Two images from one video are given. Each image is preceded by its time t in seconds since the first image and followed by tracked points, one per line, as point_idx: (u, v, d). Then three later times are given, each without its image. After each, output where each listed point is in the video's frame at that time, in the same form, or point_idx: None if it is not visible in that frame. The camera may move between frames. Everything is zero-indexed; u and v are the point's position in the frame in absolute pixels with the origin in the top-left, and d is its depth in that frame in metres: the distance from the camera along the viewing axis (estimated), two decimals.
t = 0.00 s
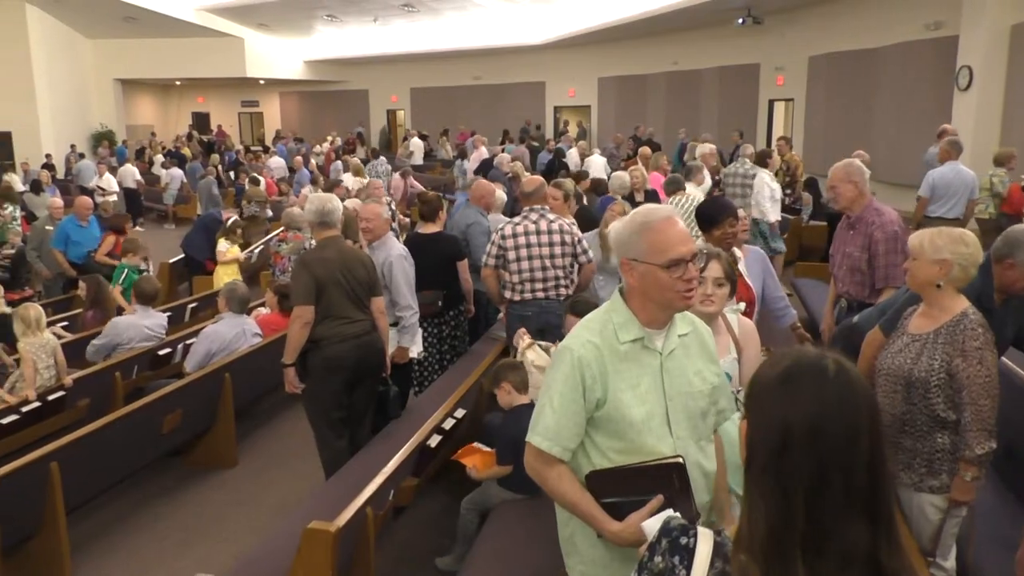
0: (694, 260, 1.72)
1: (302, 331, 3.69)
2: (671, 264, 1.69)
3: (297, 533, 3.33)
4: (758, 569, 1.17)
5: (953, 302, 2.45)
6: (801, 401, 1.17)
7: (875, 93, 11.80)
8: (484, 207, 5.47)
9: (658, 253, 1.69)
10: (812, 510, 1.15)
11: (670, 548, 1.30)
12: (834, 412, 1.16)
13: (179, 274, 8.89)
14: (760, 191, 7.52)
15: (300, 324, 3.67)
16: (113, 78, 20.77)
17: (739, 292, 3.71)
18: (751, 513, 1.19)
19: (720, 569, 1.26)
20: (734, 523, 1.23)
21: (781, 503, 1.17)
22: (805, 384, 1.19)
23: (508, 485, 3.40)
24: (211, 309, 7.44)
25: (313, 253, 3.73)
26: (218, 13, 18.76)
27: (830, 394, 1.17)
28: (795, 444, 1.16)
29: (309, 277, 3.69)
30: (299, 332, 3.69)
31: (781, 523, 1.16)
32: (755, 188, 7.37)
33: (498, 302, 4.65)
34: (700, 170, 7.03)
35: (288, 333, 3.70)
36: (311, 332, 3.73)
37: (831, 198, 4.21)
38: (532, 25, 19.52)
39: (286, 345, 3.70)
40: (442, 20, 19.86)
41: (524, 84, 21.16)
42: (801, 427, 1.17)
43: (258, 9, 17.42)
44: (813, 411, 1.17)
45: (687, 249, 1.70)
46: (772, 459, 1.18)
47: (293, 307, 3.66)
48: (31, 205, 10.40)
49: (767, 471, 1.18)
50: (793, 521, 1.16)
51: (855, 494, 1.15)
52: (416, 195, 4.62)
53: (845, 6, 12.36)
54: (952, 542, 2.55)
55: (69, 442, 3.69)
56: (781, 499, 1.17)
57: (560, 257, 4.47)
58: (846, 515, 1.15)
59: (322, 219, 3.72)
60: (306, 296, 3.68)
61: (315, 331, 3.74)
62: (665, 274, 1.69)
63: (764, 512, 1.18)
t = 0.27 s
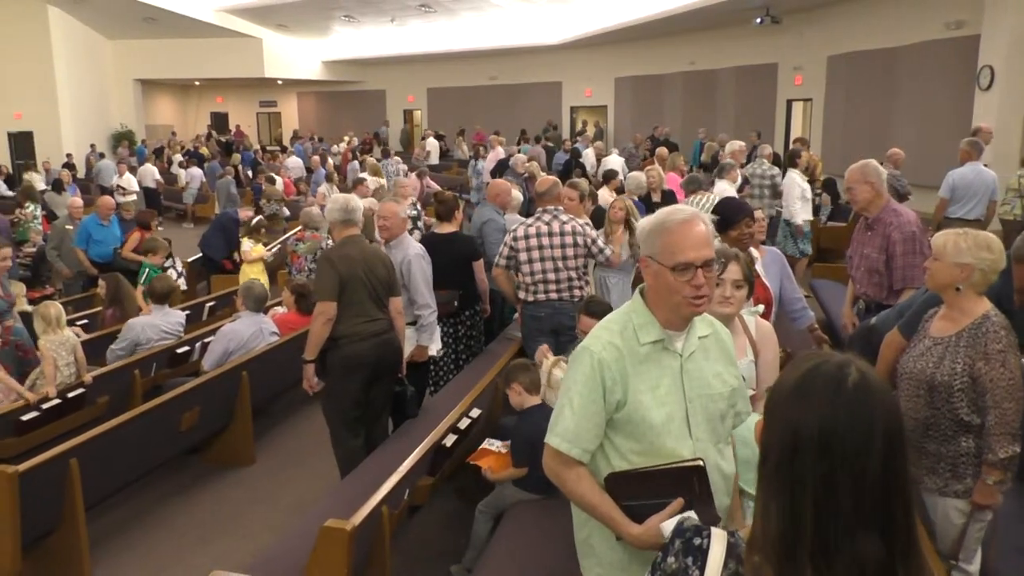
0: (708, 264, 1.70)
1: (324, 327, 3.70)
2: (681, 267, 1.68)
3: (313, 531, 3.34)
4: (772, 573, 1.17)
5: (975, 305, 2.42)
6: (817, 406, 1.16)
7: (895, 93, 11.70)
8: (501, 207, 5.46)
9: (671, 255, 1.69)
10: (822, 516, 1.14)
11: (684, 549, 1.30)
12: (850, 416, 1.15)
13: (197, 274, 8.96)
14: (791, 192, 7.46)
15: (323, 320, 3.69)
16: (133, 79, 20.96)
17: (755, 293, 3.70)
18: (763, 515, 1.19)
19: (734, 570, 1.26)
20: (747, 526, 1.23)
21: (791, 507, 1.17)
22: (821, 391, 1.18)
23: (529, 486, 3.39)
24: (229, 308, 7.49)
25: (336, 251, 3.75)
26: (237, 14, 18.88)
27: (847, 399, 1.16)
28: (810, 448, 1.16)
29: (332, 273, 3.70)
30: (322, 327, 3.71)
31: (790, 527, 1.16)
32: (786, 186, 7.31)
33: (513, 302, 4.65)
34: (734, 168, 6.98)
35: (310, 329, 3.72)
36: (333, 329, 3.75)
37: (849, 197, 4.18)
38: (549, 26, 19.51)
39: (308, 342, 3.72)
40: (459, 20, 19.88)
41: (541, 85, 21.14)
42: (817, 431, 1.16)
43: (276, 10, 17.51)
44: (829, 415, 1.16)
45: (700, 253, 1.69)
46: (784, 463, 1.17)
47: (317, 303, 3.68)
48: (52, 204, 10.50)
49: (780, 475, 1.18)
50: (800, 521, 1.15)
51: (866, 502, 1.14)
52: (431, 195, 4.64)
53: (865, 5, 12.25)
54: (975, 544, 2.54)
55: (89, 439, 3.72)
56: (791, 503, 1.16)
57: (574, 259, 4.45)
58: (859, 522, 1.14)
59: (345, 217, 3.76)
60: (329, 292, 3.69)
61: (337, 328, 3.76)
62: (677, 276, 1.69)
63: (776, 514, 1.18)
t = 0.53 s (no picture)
0: (727, 265, 1.68)
1: (347, 324, 3.71)
2: (700, 267, 1.67)
3: (330, 528, 3.36)
4: None
5: (999, 308, 2.39)
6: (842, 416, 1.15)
7: (915, 92, 11.60)
8: (518, 207, 5.46)
9: (689, 255, 1.68)
10: (842, 523, 1.13)
11: (698, 548, 1.30)
12: (876, 426, 1.13)
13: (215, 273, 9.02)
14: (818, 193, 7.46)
15: (346, 317, 3.70)
16: (153, 79, 21.14)
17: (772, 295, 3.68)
18: (780, 522, 1.18)
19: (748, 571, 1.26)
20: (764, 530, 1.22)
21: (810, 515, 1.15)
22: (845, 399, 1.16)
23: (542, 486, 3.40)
24: (247, 306, 7.53)
25: (359, 249, 3.77)
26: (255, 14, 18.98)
27: (873, 408, 1.14)
28: (832, 456, 1.14)
29: (356, 271, 3.72)
30: (344, 325, 3.72)
31: (808, 532, 1.15)
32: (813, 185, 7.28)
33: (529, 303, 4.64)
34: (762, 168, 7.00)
35: (332, 328, 3.73)
36: (356, 327, 3.76)
37: (867, 199, 4.15)
38: (566, 25, 19.50)
39: (331, 340, 3.73)
40: (476, 20, 19.93)
41: (557, 85, 21.13)
42: (840, 442, 1.14)
43: (294, 11, 17.62)
44: (855, 425, 1.14)
45: (719, 254, 1.67)
46: (804, 470, 1.16)
47: (340, 301, 3.69)
48: (72, 203, 10.60)
49: (802, 482, 1.16)
50: (819, 528, 1.14)
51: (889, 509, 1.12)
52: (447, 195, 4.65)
53: (885, 4, 12.14)
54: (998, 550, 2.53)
55: (109, 435, 3.75)
56: (811, 511, 1.15)
57: (590, 259, 4.44)
58: (880, 531, 1.12)
59: (367, 217, 3.78)
60: (352, 289, 3.70)
61: (359, 326, 3.77)
62: (695, 277, 1.68)
63: (794, 521, 1.16)
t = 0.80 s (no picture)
0: (747, 268, 1.68)
1: (370, 322, 3.72)
2: (720, 270, 1.66)
3: (346, 526, 3.38)
4: None
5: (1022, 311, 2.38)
6: (869, 419, 1.15)
7: (936, 93, 11.47)
8: (536, 207, 5.46)
9: (709, 258, 1.67)
10: (871, 525, 1.13)
11: (711, 552, 1.29)
12: (904, 428, 1.14)
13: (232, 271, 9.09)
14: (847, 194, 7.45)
15: (369, 316, 3.70)
16: (173, 79, 21.31)
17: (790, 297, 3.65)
18: (804, 526, 1.17)
19: None
20: (786, 535, 1.21)
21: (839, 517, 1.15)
22: (876, 403, 1.16)
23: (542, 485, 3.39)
24: (264, 305, 7.58)
25: (379, 248, 3.78)
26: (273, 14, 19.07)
27: (900, 412, 1.15)
28: (858, 458, 1.14)
29: (378, 270, 3.74)
30: (367, 324, 3.72)
31: (836, 534, 1.14)
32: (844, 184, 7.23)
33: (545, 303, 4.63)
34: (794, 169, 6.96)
35: (355, 327, 3.73)
36: (378, 325, 3.76)
37: (886, 200, 4.12)
38: (583, 25, 19.48)
39: (354, 339, 3.74)
40: (492, 20, 19.94)
41: (574, 85, 21.10)
42: (868, 444, 1.14)
43: (312, 11, 17.70)
44: (882, 427, 1.15)
45: (740, 256, 1.67)
46: (829, 473, 1.15)
47: (362, 299, 3.70)
48: (94, 202, 10.62)
49: (828, 484, 1.16)
50: (848, 533, 1.13)
51: (918, 509, 1.12)
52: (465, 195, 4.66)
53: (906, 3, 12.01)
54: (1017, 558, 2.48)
55: (128, 432, 3.78)
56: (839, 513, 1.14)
57: (608, 260, 4.43)
58: (908, 533, 1.12)
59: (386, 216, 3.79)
60: (374, 287, 3.71)
61: (381, 324, 3.77)
62: (714, 279, 1.67)
63: (818, 526, 1.16)
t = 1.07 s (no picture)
0: (768, 269, 1.67)
1: (395, 322, 3.72)
2: (742, 271, 1.65)
3: (364, 524, 3.39)
4: None
5: None
6: (890, 423, 1.14)
7: (961, 92, 11.32)
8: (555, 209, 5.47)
9: (731, 259, 1.66)
10: (891, 530, 1.12)
11: (731, 552, 1.28)
12: (924, 430, 1.13)
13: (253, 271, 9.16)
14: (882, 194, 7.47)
15: (394, 316, 3.71)
16: (196, 79, 21.51)
17: (811, 298, 3.63)
18: (822, 529, 1.16)
19: None
20: (803, 538, 1.20)
21: (858, 522, 1.14)
22: (894, 405, 1.15)
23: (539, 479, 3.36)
24: (284, 304, 7.62)
25: (402, 247, 3.80)
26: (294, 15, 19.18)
27: (922, 415, 1.14)
28: (880, 463, 1.13)
29: (401, 268, 3.75)
30: (392, 323, 3.72)
31: (856, 537, 1.13)
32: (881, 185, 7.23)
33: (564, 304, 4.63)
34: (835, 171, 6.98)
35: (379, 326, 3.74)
36: (402, 325, 3.77)
37: (910, 201, 4.08)
38: (603, 25, 19.47)
39: (379, 338, 3.73)
40: (512, 20, 19.95)
41: (594, 85, 21.06)
42: (889, 449, 1.13)
43: (333, 11, 17.78)
44: (904, 431, 1.14)
45: (762, 257, 1.66)
46: (849, 478, 1.14)
47: (386, 298, 3.71)
48: (117, 201, 10.65)
49: (847, 488, 1.14)
50: (869, 536, 1.13)
51: (939, 513, 1.11)
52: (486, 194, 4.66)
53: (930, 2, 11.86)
54: None
55: (151, 428, 3.82)
56: (858, 517, 1.13)
57: (629, 259, 4.43)
58: (930, 537, 1.12)
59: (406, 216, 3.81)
60: (398, 287, 3.71)
61: (405, 324, 3.79)
62: (736, 281, 1.66)
63: (838, 528, 1.14)
